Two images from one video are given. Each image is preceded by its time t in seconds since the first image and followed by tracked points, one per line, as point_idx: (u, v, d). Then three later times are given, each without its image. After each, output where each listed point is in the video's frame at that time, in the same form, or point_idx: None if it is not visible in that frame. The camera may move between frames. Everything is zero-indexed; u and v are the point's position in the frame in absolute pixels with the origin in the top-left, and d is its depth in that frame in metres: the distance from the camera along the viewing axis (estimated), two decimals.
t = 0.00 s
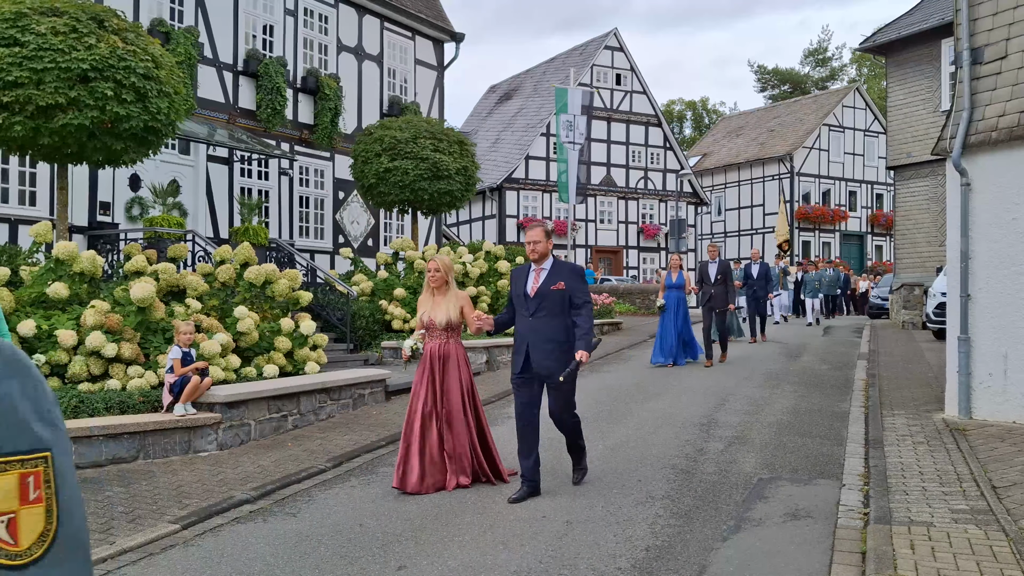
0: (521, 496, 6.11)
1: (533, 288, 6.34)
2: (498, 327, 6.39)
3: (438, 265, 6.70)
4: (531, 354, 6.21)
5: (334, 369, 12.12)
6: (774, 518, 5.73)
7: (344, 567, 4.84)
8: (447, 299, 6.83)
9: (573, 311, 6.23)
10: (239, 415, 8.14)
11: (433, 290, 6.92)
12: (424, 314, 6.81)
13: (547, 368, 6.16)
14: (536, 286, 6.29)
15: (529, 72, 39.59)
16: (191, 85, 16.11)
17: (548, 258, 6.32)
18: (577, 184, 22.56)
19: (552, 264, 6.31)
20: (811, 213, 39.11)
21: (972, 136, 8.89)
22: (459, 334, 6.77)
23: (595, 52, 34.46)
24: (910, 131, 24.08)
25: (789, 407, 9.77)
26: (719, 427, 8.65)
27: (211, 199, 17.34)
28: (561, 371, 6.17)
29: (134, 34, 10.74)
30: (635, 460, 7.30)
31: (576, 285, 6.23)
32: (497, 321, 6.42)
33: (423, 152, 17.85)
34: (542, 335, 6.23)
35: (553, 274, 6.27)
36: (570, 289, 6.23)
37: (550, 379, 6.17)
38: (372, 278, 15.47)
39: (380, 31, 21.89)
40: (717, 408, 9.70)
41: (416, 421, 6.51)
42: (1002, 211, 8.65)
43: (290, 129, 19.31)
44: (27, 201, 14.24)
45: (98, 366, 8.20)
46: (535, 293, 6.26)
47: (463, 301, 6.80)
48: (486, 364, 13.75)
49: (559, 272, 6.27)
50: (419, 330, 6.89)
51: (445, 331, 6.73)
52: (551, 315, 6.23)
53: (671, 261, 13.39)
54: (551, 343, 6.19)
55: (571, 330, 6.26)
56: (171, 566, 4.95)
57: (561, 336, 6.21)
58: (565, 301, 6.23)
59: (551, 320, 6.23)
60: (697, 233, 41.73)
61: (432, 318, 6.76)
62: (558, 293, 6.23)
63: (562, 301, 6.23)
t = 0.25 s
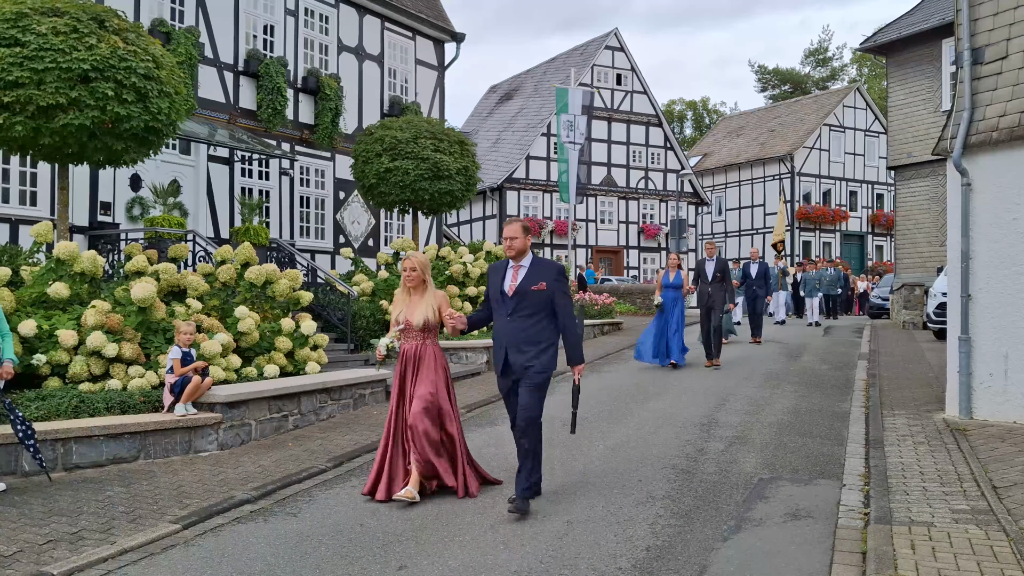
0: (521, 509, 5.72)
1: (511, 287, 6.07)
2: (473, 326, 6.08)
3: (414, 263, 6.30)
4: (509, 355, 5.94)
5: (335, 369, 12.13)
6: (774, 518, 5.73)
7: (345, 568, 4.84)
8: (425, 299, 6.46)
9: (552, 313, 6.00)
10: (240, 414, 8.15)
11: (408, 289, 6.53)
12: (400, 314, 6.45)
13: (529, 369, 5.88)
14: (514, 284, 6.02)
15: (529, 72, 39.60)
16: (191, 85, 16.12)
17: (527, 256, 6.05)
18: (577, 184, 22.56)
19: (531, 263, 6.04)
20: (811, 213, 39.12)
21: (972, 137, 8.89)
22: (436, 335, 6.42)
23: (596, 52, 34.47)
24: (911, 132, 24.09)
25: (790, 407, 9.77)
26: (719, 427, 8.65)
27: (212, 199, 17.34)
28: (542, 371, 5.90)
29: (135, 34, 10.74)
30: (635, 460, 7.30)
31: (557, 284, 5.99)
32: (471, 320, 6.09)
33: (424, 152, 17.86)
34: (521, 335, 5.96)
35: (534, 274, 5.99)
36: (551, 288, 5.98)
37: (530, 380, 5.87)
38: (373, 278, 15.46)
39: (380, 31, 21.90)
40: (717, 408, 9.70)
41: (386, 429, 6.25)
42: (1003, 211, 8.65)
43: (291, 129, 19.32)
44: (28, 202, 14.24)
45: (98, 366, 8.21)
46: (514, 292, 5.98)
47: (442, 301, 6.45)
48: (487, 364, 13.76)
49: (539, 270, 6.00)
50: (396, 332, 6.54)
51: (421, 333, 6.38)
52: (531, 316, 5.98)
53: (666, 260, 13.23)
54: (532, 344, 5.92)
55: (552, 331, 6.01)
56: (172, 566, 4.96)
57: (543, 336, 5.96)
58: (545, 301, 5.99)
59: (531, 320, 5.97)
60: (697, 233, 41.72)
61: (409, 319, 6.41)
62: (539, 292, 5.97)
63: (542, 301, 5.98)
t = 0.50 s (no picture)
0: (495, 527, 5.38)
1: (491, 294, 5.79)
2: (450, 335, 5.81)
3: (390, 267, 6.10)
4: (488, 365, 5.66)
5: (336, 368, 12.14)
6: (775, 518, 5.73)
7: (346, 567, 4.83)
8: (401, 304, 6.23)
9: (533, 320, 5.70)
10: (240, 414, 8.15)
11: (381, 297, 6.29)
12: (376, 321, 6.22)
13: (506, 380, 5.60)
14: (494, 291, 5.74)
15: (530, 72, 39.61)
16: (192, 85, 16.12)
17: (509, 261, 5.78)
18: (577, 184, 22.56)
19: (513, 270, 5.76)
20: (812, 213, 39.16)
21: (973, 136, 8.89)
22: (410, 342, 6.17)
23: (596, 52, 34.47)
24: (912, 132, 24.09)
25: (790, 407, 9.77)
26: (720, 427, 8.65)
27: (212, 199, 17.34)
28: (520, 383, 5.60)
29: (135, 34, 10.75)
30: (637, 460, 7.29)
31: (540, 292, 5.70)
32: (450, 328, 5.83)
33: (425, 152, 17.86)
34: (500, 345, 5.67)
35: (515, 280, 5.71)
36: (533, 296, 5.69)
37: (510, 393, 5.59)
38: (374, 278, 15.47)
39: (381, 31, 21.90)
40: (718, 408, 9.70)
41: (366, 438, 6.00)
42: (1003, 211, 8.65)
43: (292, 129, 19.33)
44: (29, 201, 14.24)
45: (99, 366, 8.21)
46: (494, 299, 5.71)
47: (419, 307, 6.23)
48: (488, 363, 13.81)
49: (521, 277, 5.73)
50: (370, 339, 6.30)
51: (396, 339, 6.13)
52: (512, 324, 5.70)
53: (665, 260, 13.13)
54: (511, 354, 5.64)
55: (534, 341, 5.72)
56: (172, 566, 4.96)
57: (523, 346, 5.67)
58: (527, 309, 5.70)
59: (512, 329, 5.69)
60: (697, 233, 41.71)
61: (384, 325, 6.17)
62: (521, 300, 5.69)
63: (525, 309, 5.70)
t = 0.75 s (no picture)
0: (495, 527, 5.39)
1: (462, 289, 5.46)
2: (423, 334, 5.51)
3: (357, 263, 5.75)
4: (458, 364, 5.33)
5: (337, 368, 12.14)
6: (776, 518, 5.73)
7: (347, 567, 4.84)
8: (370, 301, 5.88)
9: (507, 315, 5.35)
10: (241, 414, 8.15)
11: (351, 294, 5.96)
12: (343, 318, 5.90)
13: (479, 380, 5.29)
14: (466, 285, 5.42)
15: (530, 72, 39.62)
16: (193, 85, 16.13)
17: (482, 254, 5.45)
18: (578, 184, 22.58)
19: (485, 263, 5.44)
20: (813, 213, 39.22)
21: (974, 136, 8.88)
22: (378, 342, 5.84)
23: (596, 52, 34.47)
24: (912, 132, 24.09)
25: (791, 407, 9.77)
26: (721, 427, 8.65)
27: (213, 199, 17.34)
28: (495, 382, 5.31)
29: (136, 34, 10.75)
30: (637, 460, 7.29)
31: (513, 284, 5.35)
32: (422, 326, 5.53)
33: (425, 152, 17.86)
34: (472, 343, 5.33)
35: (487, 274, 5.39)
36: (506, 288, 5.35)
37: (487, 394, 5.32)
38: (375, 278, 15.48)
39: (381, 31, 21.90)
40: (719, 408, 9.70)
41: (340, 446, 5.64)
42: (1004, 211, 8.64)
43: (292, 129, 19.33)
44: (29, 201, 14.25)
45: (99, 366, 8.21)
46: (464, 294, 5.39)
47: (387, 303, 5.84)
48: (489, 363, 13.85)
49: (493, 270, 5.41)
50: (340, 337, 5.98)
51: (364, 338, 5.82)
52: (483, 320, 5.36)
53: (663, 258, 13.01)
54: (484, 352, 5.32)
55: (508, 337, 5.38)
56: (173, 566, 4.96)
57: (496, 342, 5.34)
58: (500, 303, 5.36)
59: (484, 325, 5.35)
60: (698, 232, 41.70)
61: (351, 323, 5.85)
62: (492, 294, 5.35)
63: (497, 303, 5.36)
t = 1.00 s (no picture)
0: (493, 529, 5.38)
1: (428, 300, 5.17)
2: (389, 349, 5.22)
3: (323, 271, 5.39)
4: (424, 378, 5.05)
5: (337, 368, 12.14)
6: (776, 518, 5.73)
7: (346, 567, 4.84)
8: (334, 309, 5.54)
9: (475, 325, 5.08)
10: (241, 414, 8.15)
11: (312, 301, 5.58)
12: (307, 327, 5.55)
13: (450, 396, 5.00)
14: (431, 296, 5.14)
15: (531, 72, 39.62)
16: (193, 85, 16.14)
17: (447, 263, 5.18)
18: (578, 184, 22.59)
19: (452, 271, 5.15)
20: (814, 213, 39.25)
21: (974, 136, 8.87)
22: (344, 353, 5.54)
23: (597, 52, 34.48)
24: (913, 131, 24.08)
25: (791, 407, 9.77)
26: (721, 427, 8.65)
27: (213, 199, 17.34)
28: (464, 397, 5.03)
29: (136, 34, 10.75)
30: (637, 460, 7.28)
31: (479, 294, 5.10)
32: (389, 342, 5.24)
33: (426, 152, 17.87)
34: (439, 356, 5.05)
35: (453, 283, 5.12)
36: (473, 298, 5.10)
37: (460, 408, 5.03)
38: (376, 278, 15.49)
39: (382, 31, 21.90)
40: (719, 408, 9.69)
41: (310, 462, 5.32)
42: (1005, 211, 8.64)
43: (293, 129, 19.34)
44: (30, 201, 14.26)
45: (99, 366, 8.21)
46: (430, 304, 5.11)
47: (353, 312, 5.52)
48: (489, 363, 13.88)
49: (459, 279, 5.14)
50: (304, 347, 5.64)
51: (327, 349, 5.49)
52: (450, 333, 5.09)
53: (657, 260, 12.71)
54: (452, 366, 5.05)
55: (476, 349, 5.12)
56: (173, 566, 4.96)
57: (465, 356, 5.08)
58: (467, 314, 5.10)
59: (451, 338, 5.08)
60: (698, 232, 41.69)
61: (315, 332, 5.51)
62: (459, 305, 5.08)
63: (464, 314, 5.10)
